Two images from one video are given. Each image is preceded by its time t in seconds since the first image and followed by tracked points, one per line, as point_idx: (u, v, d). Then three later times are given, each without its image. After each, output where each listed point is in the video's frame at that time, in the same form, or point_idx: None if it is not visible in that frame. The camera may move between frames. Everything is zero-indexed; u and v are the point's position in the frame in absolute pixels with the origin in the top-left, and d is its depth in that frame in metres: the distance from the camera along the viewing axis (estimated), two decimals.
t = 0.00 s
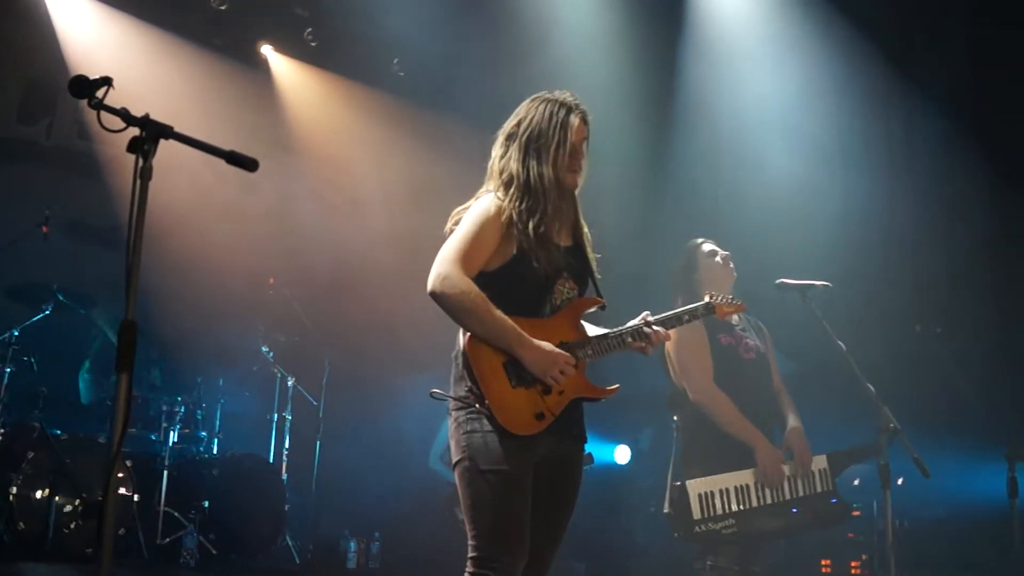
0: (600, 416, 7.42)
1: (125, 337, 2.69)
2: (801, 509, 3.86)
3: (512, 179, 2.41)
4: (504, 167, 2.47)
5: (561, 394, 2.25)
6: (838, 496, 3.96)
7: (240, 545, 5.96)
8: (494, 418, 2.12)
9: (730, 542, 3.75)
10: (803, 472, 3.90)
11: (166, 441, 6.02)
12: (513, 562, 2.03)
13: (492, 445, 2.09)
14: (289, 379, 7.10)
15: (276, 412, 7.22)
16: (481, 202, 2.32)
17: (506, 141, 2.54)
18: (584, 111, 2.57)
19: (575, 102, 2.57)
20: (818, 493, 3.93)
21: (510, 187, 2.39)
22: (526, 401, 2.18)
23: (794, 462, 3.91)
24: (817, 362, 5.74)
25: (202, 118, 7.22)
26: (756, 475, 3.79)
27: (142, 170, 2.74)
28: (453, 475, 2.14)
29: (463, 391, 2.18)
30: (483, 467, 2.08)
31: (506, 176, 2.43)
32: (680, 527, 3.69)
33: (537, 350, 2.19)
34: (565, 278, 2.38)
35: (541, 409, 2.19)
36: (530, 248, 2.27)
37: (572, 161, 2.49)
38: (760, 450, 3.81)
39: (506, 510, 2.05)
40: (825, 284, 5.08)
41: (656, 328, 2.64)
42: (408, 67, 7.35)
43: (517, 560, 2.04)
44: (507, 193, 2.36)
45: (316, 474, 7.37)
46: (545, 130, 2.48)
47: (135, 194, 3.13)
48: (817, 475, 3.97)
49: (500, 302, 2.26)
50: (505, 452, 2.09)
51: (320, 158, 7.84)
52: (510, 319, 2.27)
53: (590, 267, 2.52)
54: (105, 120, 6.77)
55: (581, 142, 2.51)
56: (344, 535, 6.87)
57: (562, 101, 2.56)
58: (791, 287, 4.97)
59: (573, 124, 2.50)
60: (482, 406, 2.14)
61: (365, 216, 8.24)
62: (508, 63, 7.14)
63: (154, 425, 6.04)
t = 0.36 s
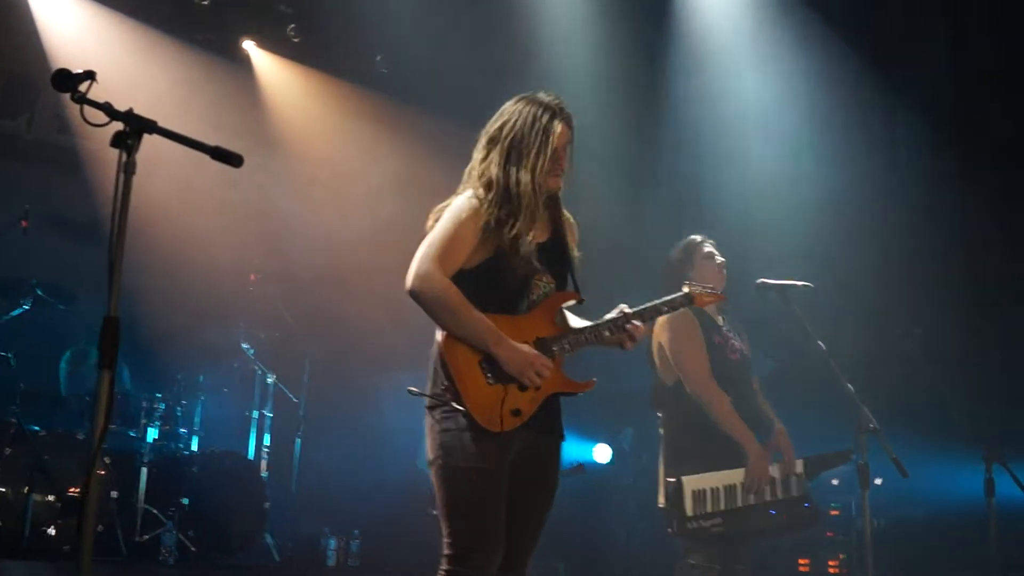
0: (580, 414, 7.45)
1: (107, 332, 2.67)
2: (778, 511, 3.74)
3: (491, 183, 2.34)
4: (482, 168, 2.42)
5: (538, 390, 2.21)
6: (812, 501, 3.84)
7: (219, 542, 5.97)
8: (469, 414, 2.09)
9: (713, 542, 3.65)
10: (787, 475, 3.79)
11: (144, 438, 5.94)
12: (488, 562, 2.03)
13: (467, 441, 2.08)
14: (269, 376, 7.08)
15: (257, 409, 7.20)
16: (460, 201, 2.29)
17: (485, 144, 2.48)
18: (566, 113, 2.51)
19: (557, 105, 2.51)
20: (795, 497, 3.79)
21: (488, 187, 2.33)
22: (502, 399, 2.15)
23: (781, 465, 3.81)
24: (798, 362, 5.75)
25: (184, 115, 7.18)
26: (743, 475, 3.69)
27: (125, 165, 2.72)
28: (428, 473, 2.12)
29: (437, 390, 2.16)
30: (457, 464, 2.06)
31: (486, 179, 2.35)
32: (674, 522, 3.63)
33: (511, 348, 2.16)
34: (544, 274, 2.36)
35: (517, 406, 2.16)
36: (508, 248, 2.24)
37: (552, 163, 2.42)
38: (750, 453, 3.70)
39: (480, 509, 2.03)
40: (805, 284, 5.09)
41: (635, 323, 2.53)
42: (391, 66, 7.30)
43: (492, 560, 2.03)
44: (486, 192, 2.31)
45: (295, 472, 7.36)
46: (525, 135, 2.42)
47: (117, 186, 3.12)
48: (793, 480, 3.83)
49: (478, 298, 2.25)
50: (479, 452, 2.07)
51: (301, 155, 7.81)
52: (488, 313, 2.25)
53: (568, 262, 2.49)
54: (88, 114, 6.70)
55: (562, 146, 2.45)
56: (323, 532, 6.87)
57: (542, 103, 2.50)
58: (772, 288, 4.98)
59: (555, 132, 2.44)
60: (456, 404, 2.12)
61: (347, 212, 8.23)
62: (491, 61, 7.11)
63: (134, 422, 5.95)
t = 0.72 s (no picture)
0: (545, 409, 7.46)
1: (66, 334, 2.65)
2: (738, 507, 3.75)
3: (445, 183, 2.29)
4: (437, 167, 2.37)
5: (495, 385, 2.21)
6: (772, 498, 3.87)
7: (185, 545, 5.93)
8: (427, 412, 2.09)
9: (670, 535, 3.67)
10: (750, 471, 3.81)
11: (107, 443, 5.95)
12: (445, 557, 2.02)
13: (424, 439, 2.07)
14: (232, 378, 7.03)
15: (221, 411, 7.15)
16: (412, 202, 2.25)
17: (440, 141, 2.42)
18: (522, 111, 2.45)
19: (512, 100, 2.46)
20: (756, 494, 3.82)
21: (442, 187, 2.29)
22: (458, 395, 2.14)
23: (743, 463, 3.82)
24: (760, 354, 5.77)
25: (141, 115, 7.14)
26: (702, 469, 3.67)
27: (81, 166, 2.69)
28: (387, 471, 2.12)
29: (393, 388, 2.15)
30: (415, 462, 2.05)
31: (442, 179, 2.30)
32: (626, 511, 3.57)
33: (465, 343, 2.15)
34: (499, 268, 2.32)
35: (474, 402, 2.16)
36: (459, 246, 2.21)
37: (507, 161, 2.37)
38: (709, 450, 3.69)
39: (436, 504, 2.03)
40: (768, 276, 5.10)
41: (592, 316, 2.54)
42: (350, 64, 7.26)
43: (451, 554, 2.03)
44: (439, 192, 2.27)
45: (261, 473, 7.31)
46: (483, 131, 2.37)
47: (78, 188, 3.09)
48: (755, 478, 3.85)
49: (432, 296, 2.22)
50: (436, 448, 2.07)
51: (261, 155, 7.76)
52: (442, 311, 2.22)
53: (527, 255, 2.44)
54: (44, 116, 6.61)
55: (519, 140, 2.41)
56: (289, 533, 6.83)
57: (498, 100, 2.44)
58: (735, 280, 4.99)
59: (511, 128, 2.40)
60: (412, 401, 2.11)
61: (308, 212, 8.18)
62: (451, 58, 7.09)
63: (96, 427, 5.96)
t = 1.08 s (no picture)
0: (525, 403, 7.47)
1: (45, 325, 2.65)
2: (725, 495, 3.77)
3: (421, 175, 2.30)
4: (413, 158, 2.37)
5: (472, 378, 2.21)
6: (765, 485, 3.86)
7: (164, 539, 5.94)
8: (403, 408, 2.11)
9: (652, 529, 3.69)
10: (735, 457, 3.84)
11: (87, 435, 5.98)
12: (425, 551, 2.05)
13: (399, 436, 2.08)
14: (212, 371, 7.02)
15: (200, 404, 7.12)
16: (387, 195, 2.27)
17: (417, 131, 2.42)
18: (498, 100, 2.45)
19: (487, 90, 2.46)
20: (744, 481, 3.83)
21: (417, 179, 2.30)
22: (433, 389, 2.15)
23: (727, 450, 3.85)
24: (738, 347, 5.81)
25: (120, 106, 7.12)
26: (678, 461, 3.70)
27: (61, 157, 2.70)
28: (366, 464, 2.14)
29: (371, 382, 2.17)
30: (393, 459, 2.07)
31: (418, 171, 2.31)
32: (601, 508, 3.62)
33: (440, 337, 2.15)
34: (477, 261, 2.32)
35: (451, 395, 2.16)
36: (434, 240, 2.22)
37: (482, 151, 2.37)
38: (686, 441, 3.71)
39: (413, 499, 2.06)
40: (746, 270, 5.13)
41: (574, 307, 2.54)
42: (330, 57, 7.25)
43: (429, 548, 2.06)
44: (413, 185, 2.28)
45: (240, 466, 7.31)
46: (457, 120, 2.37)
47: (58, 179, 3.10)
48: (742, 465, 3.87)
49: (408, 290, 2.24)
50: (413, 442, 2.09)
51: (240, 148, 7.75)
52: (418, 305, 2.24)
53: (506, 247, 2.44)
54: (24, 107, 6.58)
55: (495, 128, 2.40)
56: (269, 527, 6.84)
57: (474, 89, 2.44)
58: (713, 273, 5.01)
59: (488, 117, 2.39)
60: (388, 396, 2.13)
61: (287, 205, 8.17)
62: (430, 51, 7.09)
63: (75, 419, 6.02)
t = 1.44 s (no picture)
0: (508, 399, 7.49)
1: (32, 321, 2.65)
2: (713, 488, 3.74)
3: (412, 172, 2.31)
4: (403, 154, 2.38)
5: (461, 374, 2.22)
6: (753, 475, 3.85)
7: (146, 534, 5.92)
8: (393, 404, 2.11)
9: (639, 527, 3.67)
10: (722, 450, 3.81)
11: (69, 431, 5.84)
12: (411, 547, 2.06)
13: (388, 432, 2.09)
14: (195, 366, 6.99)
15: (182, 400, 7.10)
16: (378, 191, 2.27)
17: (407, 128, 2.42)
18: (488, 100, 2.45)
19: (477, 90, 2.46)
20: (732, 473, 3.80)
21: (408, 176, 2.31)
22: (423, 384, 2.15)
23: (714, 442, 3.82)
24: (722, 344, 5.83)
25: (105, 100, 7.08)
26: (663, 457, 3.68)
27: (47, 152, 2.69)
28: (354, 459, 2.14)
29: (361, 377, 2.17)
30: (381, 454, 2.08)
31: (409, 168, 2.31)
32: (587, 509, 3.59)
33: (431, 333, 2.16)
34: (466, 259, 2.33)
35: (441, 391, 2.17)
36: (425, 237, 2.23)
37: (472, 151, 2.38)
38: (669, 436, 3.66)
39: (401, 495, 2.06)
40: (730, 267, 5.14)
41: (562, 307, 2.57)
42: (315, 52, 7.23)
43: (416, 545, 2.06)
44: (405, 181, 2.29)
45: (222, 462, 7.29)
46: (448, 119, 2.37)
47: (44, 174, 3.10)
48: (729, 456, 3.85)
49: (399, 286, 2.25)
50: (402, 437, 2.10)
51: (224, 144, 7.72)
52: (408, 302, 2.24)
53: (494, 246, 2.45)
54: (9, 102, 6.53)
55: (485, 127, 2.41)
56: (251, 523, 6.83)
57: (464, 89, 2.45)
58: (697, 271, 5.02)
59: (478, 117, 2.40)
60: (378, 391, 2.13)
61: (271, 200, 8.17)
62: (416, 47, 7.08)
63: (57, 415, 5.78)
